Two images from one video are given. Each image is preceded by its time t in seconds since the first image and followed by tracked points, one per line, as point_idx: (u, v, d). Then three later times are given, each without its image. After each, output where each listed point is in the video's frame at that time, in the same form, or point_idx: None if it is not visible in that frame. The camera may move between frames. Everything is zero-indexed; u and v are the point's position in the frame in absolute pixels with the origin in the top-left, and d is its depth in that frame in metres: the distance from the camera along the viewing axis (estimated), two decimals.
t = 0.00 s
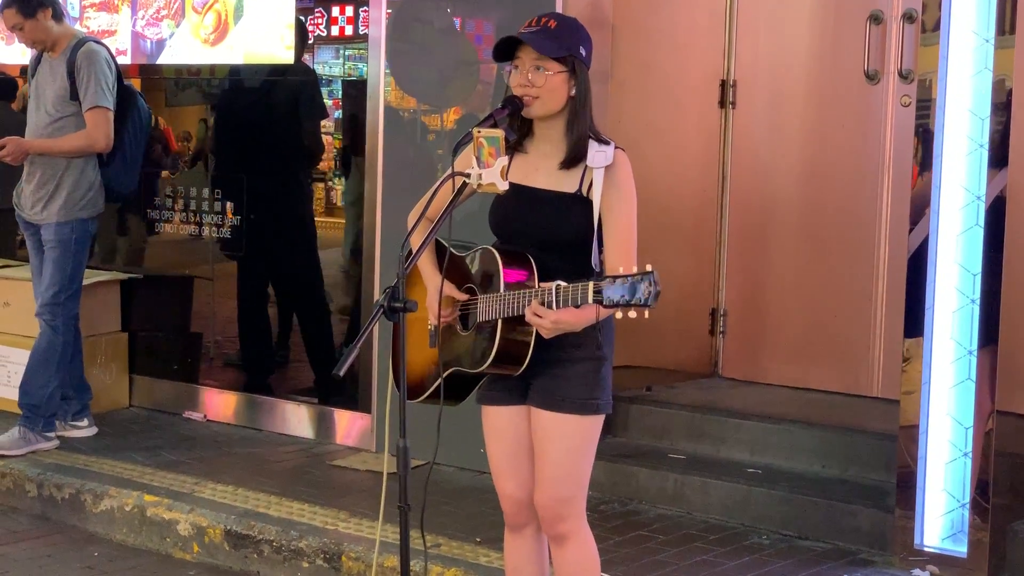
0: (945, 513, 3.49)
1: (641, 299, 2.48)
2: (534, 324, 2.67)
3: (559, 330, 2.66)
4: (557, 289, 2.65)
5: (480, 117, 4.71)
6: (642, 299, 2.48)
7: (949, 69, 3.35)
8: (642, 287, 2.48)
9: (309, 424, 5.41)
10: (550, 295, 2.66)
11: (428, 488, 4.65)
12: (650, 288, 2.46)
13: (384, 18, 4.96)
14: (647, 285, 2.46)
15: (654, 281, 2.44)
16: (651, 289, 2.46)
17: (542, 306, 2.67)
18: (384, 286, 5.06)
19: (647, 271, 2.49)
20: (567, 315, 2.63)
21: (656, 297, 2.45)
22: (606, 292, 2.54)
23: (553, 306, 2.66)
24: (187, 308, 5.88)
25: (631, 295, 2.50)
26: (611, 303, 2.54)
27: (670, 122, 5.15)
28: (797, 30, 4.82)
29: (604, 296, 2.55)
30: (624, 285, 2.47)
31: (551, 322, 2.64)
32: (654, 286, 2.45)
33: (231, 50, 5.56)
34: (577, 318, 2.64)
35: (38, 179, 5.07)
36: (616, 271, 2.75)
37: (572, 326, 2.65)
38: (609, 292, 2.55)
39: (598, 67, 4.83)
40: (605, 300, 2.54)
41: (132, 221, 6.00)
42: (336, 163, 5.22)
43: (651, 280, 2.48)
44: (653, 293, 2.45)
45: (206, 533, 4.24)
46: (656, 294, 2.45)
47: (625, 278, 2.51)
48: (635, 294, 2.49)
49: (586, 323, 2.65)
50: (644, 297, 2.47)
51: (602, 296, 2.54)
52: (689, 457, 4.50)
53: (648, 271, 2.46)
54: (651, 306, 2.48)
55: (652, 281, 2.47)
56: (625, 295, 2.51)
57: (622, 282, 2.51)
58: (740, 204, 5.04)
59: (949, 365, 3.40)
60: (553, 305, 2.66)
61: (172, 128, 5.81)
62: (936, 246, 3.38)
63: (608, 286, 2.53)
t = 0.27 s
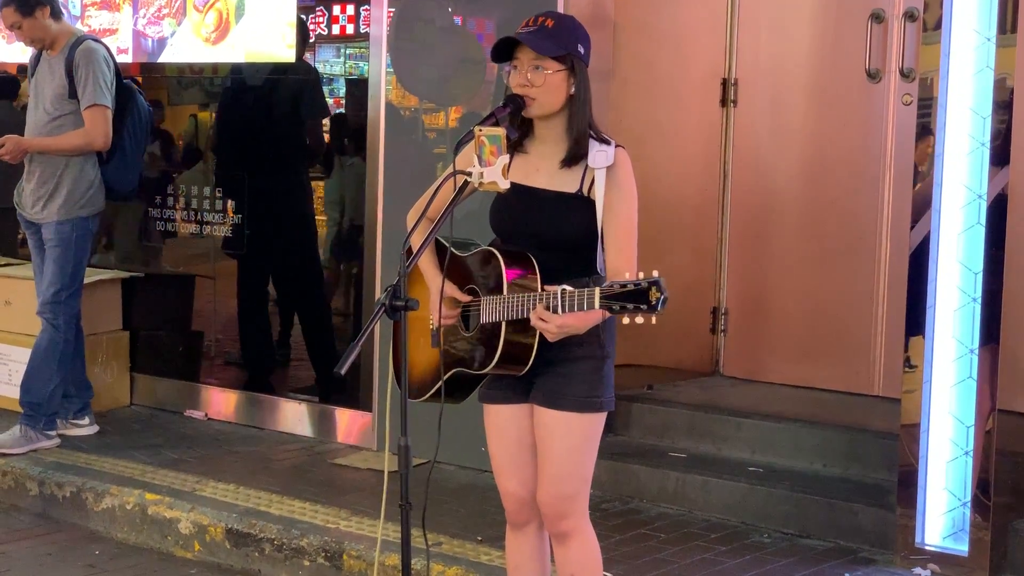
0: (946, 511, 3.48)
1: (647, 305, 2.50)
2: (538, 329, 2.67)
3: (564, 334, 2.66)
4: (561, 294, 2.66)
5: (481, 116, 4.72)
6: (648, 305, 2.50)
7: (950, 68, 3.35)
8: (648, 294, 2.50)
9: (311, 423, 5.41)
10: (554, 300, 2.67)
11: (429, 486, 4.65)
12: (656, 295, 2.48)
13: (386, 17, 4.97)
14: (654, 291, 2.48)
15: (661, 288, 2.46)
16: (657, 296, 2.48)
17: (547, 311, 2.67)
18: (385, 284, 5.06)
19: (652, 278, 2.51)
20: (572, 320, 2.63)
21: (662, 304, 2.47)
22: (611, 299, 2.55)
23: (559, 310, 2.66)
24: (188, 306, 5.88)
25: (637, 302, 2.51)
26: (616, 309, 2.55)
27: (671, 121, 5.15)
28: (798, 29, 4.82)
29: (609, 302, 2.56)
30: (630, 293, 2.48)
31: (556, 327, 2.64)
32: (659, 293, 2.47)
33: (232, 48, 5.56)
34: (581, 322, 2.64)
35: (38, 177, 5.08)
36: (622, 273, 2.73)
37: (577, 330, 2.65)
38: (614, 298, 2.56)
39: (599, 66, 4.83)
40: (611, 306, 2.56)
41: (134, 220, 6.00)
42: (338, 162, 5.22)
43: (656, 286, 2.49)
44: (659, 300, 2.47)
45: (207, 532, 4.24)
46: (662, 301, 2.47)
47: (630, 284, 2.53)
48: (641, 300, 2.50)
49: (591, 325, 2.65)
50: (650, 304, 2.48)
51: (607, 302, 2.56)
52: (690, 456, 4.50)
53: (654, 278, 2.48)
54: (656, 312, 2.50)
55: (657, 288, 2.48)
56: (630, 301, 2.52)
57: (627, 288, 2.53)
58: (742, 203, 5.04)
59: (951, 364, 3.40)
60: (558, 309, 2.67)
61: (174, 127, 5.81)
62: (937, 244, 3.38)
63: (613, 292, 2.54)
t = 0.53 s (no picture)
0: (946, 511, 3.49)
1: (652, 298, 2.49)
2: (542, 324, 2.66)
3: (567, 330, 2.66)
4: (567, 289, 2.66)
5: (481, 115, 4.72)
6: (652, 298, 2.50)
7: (950, 67, 3.35)
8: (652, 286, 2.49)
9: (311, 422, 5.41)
10: (560, 295, 2.67)
11: (429, 486, 4.65)
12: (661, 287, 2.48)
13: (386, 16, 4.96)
14: (659, 284, 2.48)
15: (666, 278, 2.46)
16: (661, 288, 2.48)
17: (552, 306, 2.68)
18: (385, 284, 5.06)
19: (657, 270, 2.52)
20: (575, 316, 2.63)
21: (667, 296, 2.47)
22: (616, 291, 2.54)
23: (564, 306, 2.66)
24: (188, 306, 5.88)
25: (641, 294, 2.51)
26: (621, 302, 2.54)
27: (671, 120, 5.15)
28: (798, 28, 4.82)
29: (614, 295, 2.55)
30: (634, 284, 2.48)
31: (560, 323, 2.63)
32: (665, 284, 2.47)
33: (232, 48, 5.56)
34: (584, 318, 2.63)
35: (37, 177, 5.08)
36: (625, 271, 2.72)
37: (580, 326, 2.64)
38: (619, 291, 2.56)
39: (599, 65, 4.83)
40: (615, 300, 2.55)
41: (134, 220, 6.01)
42: (338, 161, 5.22)
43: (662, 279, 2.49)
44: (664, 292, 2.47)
45: (207, 531, 4.25)
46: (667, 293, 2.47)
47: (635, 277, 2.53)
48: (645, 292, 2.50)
49: (594, 321, 2.64)
50: (654, 297, 2.48)
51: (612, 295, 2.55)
52: (690, 455, 4.50)
53: (659, 270, 2.48)
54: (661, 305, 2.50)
55: (663, 280, 2.48)
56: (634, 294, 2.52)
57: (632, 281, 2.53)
58: (742, 203, 5.04)
59: (951, 364, 3.40)
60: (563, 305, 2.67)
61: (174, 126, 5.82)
62: (937, 245, 3.38)
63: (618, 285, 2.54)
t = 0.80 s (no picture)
0: (945, 511, 3.49)
1: (652, 290, 2.51)
2: (541, 321, 2.66)
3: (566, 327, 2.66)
4: (565, 285, 2.66)
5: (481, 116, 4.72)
6: (653, 291, 2.51)
7: (950, 68, 3.35)
8: (653, 279, 2.51)
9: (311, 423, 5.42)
10: (558, 291, 2.67)
11: (430, 486, 4.65)
12: (661, 279, 2.50)
13: (386, 17, 4.96)
14: (659, 276, 2.50)
15: (666, 271, 2.47)
16: (662, 280, 2.49)
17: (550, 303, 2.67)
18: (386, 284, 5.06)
19: (657, 263, 2.53)
20: (574, 312, 2.64)
21: (667, 289, 2.49)
22: (616, 285, 2.55)
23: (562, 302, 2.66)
24: (189, 306, 5.88)
25: (642, 287, 2.52)
26: (621, 295, 2.55)
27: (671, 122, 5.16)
28: (798, 29, 4.83)
29: (614, 289, 2.55)
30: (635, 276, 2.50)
31: (559, 319, 2.64)
32: (665, 277, 2.48)
33: (232, 49, 5.56)
34: (582, 314, 2.65)
35: (37, 178, 5.08)
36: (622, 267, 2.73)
37: (579, 322, 2.65)
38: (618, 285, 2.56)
39: (599, 66, 4.83)
40: (615, 293, 2.56)
41: (134, 220, 6.01)
42: (338, 162, 5.22)
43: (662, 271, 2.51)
44: (665, 284, 2.49)
45: (207, 531, 4.25)
46: (667, 285, 2.49)
47: (635, 270, 2.54)
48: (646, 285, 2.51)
49: (593, 317, 2.66)
50: (655, 289, 2.50)
51: (612, 289, 2.55)
52: (690, 456, 4.51)
53: (660, 262, 2.50)
54: (661, 298, 2.51)
55: (663, 272, 2.50)
56: (635, 287, 2.53)
57: (632, 274, 2.54)
58: (742, 203, 5.04)
59: (950, 364, 3.40)
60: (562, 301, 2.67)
61: (174, 126, 5.82)
62: (937, 246, 3.39)
63: (617, 278, 2.54)
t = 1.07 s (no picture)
0: (945, 512, 3.49)
1: (641, 287, 2.48)
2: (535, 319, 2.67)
3: (560, 325, 2.66)
4: (557, 283, 2.66)
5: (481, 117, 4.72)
6: (641, 288, 2.48)
7: (949, 69, 3.35)
8: (641, 276, 2.48)
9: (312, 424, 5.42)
10: (550, 290, 2.67)
11: (430, 487, 4.66)
12: (649, 276, 2.46)
13: (385, 18, 4.96)
14: (646, 273, 2.46)
15: (653, 268, 2.43)
16: (650, 277, 2.46)
17: (543, 301, 2.68)
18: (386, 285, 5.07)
19: (645, 259, 2.49)
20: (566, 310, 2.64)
21: (655, 286, 2.45)
22: (605, 283, 2.53)
23: (555, 300, 2.66)
24: (189, 308, 5.89)
25: (630, 284, 2.49)
26: (610, 293, 2.53)
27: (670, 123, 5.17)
28: (797, 30, 4.83)
29: (603, 286, 2.54)
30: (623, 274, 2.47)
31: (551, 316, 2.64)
32: (652, 274, 2.44)
33: (232, 50, 5.57)
34: (575, 312, 2.65)
35: (37, 180, 5.09)
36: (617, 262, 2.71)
37: (572, 320, 2.66)
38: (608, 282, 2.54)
39: (599, 67, 4.84)
40: (605, 291, 2.54)
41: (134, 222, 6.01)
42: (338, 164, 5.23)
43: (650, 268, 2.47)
44: (652, 282, 2.45)
45: (207, 533, 4.25)
46: (655, 283, 2.45)
47: (624, 267, 2.51)
48: (634, 282, 2.48)
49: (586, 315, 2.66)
50: (643, 287, 2.47)
51: (601, 286, 2.54)
52: (690, 457, 4.51)
53: (647, 259, 2.46)
54: (650, 295, 2.48)
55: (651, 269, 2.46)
56: (624, 284, 2.50)
57: (620, 271, 2.51)
58: (742, 204, 5.04)
59: (950, 365, 3.41)
60: (554, 299, 2.66)
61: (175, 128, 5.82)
62: (937, 247, 3.39)
63: (606, 276, 2.52)
